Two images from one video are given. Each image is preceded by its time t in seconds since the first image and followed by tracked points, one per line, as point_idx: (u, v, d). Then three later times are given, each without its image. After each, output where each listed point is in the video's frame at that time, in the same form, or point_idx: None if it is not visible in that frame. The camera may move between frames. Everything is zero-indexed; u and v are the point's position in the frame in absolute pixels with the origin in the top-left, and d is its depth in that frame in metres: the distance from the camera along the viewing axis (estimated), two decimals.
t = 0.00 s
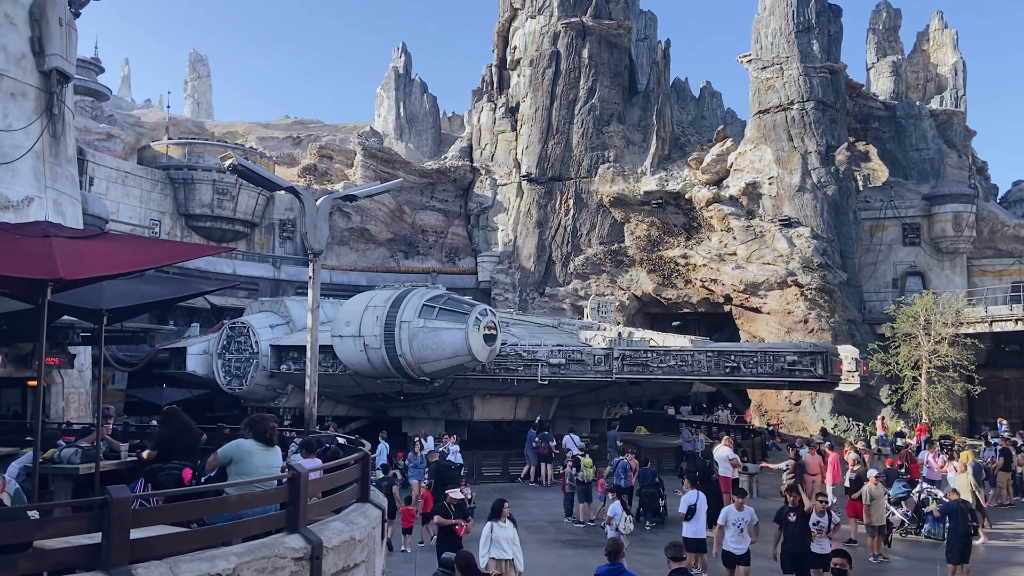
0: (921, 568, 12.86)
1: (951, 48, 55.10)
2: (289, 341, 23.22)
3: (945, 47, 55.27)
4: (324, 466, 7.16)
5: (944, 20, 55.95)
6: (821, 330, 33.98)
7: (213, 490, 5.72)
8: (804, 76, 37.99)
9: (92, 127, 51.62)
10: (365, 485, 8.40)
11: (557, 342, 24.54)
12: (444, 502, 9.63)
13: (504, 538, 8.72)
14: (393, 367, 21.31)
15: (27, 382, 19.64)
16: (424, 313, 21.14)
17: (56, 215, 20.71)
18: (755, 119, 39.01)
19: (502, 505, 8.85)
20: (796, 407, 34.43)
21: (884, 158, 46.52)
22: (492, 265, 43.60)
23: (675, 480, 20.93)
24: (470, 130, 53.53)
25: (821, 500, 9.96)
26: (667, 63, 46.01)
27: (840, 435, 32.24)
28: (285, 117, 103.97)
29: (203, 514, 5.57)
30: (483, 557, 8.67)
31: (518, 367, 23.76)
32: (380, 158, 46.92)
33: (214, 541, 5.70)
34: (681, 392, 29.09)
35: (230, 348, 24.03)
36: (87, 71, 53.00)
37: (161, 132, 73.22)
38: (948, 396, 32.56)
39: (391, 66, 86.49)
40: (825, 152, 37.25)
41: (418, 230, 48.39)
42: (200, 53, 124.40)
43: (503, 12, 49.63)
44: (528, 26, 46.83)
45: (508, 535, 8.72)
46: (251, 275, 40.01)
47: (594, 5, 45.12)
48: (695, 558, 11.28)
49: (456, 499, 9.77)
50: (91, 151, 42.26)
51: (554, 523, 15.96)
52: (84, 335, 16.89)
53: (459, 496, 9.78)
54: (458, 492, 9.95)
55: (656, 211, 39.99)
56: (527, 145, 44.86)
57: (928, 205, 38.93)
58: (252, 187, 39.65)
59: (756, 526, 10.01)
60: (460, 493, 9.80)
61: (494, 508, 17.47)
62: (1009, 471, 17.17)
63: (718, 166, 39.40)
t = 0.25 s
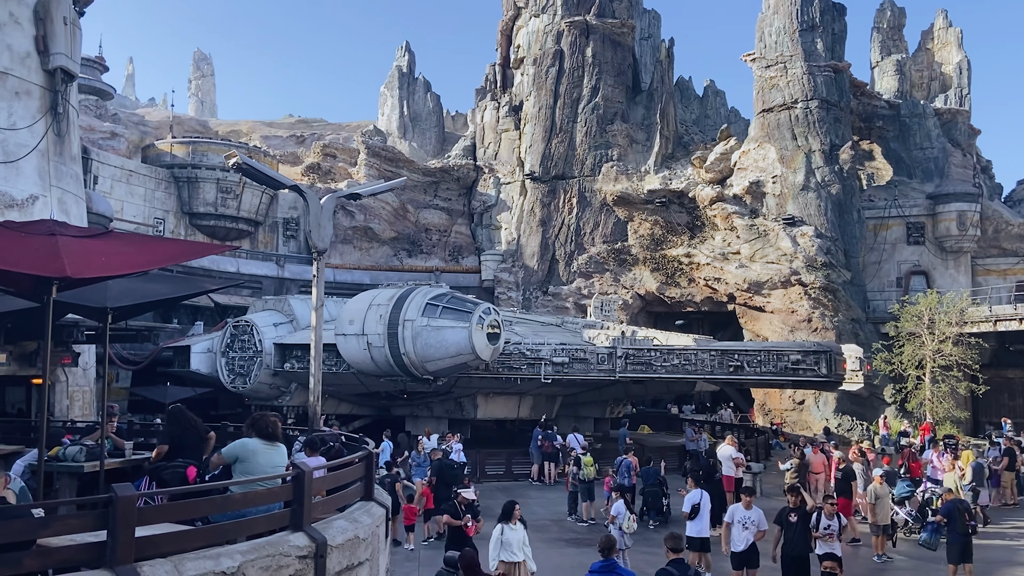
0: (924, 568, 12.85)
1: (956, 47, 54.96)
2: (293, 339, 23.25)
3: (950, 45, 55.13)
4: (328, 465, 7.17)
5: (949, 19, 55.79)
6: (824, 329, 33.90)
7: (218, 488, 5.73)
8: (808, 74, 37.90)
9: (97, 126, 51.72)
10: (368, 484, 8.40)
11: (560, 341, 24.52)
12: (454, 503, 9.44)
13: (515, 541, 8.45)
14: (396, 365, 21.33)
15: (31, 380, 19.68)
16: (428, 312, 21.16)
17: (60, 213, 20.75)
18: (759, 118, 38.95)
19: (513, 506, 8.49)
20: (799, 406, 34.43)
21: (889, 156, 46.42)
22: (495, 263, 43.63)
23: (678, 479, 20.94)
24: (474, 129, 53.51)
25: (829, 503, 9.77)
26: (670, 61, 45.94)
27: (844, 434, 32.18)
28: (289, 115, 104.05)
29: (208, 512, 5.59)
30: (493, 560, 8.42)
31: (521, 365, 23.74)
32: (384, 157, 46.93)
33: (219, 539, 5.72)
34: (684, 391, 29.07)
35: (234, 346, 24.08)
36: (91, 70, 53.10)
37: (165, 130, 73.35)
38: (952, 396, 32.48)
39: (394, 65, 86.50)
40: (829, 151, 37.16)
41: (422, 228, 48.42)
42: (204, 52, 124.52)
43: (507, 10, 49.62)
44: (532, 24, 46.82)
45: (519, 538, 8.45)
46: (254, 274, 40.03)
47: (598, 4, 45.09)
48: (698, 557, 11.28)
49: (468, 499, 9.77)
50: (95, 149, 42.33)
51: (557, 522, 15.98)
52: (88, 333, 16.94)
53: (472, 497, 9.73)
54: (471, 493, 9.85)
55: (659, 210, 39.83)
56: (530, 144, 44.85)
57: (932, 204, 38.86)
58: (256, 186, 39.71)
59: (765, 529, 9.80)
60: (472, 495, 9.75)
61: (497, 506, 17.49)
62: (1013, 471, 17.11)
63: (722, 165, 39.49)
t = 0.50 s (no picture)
0: (927, 567, 12.82)
1: (960, 45, 54.84)
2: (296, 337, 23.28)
3: (954, 44, 55.00)
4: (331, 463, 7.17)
5: (952, 17, 55.65)
6: (828, 328, 33.83)
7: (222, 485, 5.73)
8: (812, 72, 37.83)
9: (99, 124, 51.76)
10: (372, 482, 8.40)
11: (563, 340, 24.52)
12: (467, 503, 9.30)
13: (529, 542, 8.35)
14: (399, 364, 21.33)
15: (35, 378, 19.73)
16: (430, 310, 21.15)
17: (64, 211, 20.78)
18: (762, 116, 38.86)
19: (526, 507, 8.37)
20: (802, 405, 34.39)
21: (893, 155, 46.30)
22: (498, 262, 43.63)
23: (681, 477, 20.93)
24: (477, 127, 53.47)
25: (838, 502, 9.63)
26: (673, 60, 45.86)
27: (847, 433, 32.12)
28: (292, 113, 104.01)
29: (212, 509, 5.59)
30: (505, 561, 8.30)
31: (524, 364, 23.73)
32: (386, 155, 46.90)
33: (223, 536, 5.72)
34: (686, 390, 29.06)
35: (237, 344, 24.13)
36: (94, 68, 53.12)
37: (168, 128, 73.42)
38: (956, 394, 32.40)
39: (397, 63, 86.46)
40: (832, 149, 37.07)
41: (424, 227, 48.40)
42: (206, 50, 124.53)
43: (510, 8, 49.56)
44: (535, 23, 46.76)
45: (532, 540, 8.34)
46: (257, 272, 40.03)
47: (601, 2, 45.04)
48: (701, 556, 11.26)
49: (481, 501, 9.53)
50: (99, 147, 42.39)
51: (560, 520, 15.98)
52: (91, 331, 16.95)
53: (485, 498, 9.56)
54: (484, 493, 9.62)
55: (662, 208, 40.23)
56: (533, 142, 44.82)
57: (936, 203, 38.79)
58: (259, 184, 39.73)
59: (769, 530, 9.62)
60: (486, 494, 9.58)
61: (500, 505, 17.49)
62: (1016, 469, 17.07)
63: (724, 163, 39.51)
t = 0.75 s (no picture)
0: (930, 565, 12.80)
1: (962, 44, 54.77)
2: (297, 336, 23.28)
3: (956, 42, 54.92)
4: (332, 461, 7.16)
5: (954, 15, 55.57)
6: (829, 327, 33.80)
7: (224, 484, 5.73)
8: (814, 71, 37.82)
9: (101, 123, 51.81)
10: (374, 480, 8.41)
11: (565, 338, 24.52)
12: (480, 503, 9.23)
13: (534, 543, 8.32)
14: (401, 363, 21.34)
15: (37, 376, 19.76)
16: (432, 309, 21.16)
17: (66, 210, 20.80)
18: (764, 115, 38.85)
19: (532, 507, 8.32)
20: (804, 404, 34.39)
21: (894, 154, 46.25)
22: (500, 261, 43.66)
23: (682, 476, 20.94)
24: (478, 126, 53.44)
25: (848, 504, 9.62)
26: (675, 58, 45.84)
27: (849, 432, 32.12)
28: (293, 112, 104.02)
29: (214, 507, 5.60)
30: (511, 560, 8.31)
31: (526, 363, 23.74)
32: (388, 154, 46.93)
33: (225, 534, 5.72)
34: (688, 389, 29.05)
35: (239, 343, 24.16)
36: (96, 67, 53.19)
37: (170, 127, 73.48)
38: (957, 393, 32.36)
39: (399, 62, 86.50)
40: (834, 148, 37.04)
41: (426, 226, 48.46)
42: (208, 48, 124.61)
43: (511, 7, 49.55)
44: (536, 21, 46.76)
45: (538, 540, 8.29)
46: (259, 271, 40.07)
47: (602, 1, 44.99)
48: (703, 555, 11.25)
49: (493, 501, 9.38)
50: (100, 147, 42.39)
51: (562, 519, 15.98)
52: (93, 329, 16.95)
53: (497, 498, 9.38)
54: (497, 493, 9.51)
55: (664, 207, 40.29)
56: (535, 141, 44.82)
57: (938, 201, 38.75)
58: (260, 183, 39.75)
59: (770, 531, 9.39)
60: (499, 494, 9.43)
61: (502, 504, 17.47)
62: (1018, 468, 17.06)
63: (726, 162, 39.45)
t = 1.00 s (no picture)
0: (930, 564, 12.78)
1: (962, 42, 54.73)
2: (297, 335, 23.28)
3: (956, 41, 54.87)
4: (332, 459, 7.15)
5: (955, 14, 55.54)
6: (829, 326, 33.78)
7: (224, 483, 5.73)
8: (814, 70, 37.82)
9: (101, 122, 51.82)
10: (375, 479, 8.41)
11: (565, 337, 24.52)
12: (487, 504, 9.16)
13: (535, 548, 8.18)
14: (401, 362, 21.34)
15: (37, 376, 19.75)
16: (432, 308, 21.16)
17: (66, 209, 20.80)
18: (764, 114, 38.83)
19: (534, 511, 8.23)
20: (804, 403, 34.37)
21: (895, 153, 46.23)
22: (500, 260, 43.68)
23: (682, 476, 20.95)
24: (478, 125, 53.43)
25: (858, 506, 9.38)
26: (675, 57, 45.82)
27: (848, 431, 32.13)
28: (293, 112, 104.05)
29: (214, 506, 5.59)
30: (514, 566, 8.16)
31: (526, 362, 23.73)
32: (388, 153, 46.95)
33: (225, 533, 5.72)
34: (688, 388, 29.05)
35: (239, 342, 24.15)
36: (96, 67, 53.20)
37: (170, 127, 73.50)
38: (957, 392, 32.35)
39: (399, 61, 86.53)
40: (834, 147, 37.04)
41: (426, 225, 48.46)
42: (208, 48, 124.64)
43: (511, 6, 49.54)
44: (536, 20, 46.75)
45: (539, 545, 8.15)
46: (259, 270, 40.06)
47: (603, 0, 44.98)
48: (703, 553, 11.25)
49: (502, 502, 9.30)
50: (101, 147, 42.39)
51: (562, 519, 15.97)
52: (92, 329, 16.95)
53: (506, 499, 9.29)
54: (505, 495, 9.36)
55: (664, 206, 40.28)
56: (535, 141, 44.81)
57: (938, 200, 38.72)
58: (260, 182, 39.74)
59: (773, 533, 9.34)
60: (507, 495, 9.38)
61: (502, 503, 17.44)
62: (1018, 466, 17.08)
63: (727, 160, 39.04)
